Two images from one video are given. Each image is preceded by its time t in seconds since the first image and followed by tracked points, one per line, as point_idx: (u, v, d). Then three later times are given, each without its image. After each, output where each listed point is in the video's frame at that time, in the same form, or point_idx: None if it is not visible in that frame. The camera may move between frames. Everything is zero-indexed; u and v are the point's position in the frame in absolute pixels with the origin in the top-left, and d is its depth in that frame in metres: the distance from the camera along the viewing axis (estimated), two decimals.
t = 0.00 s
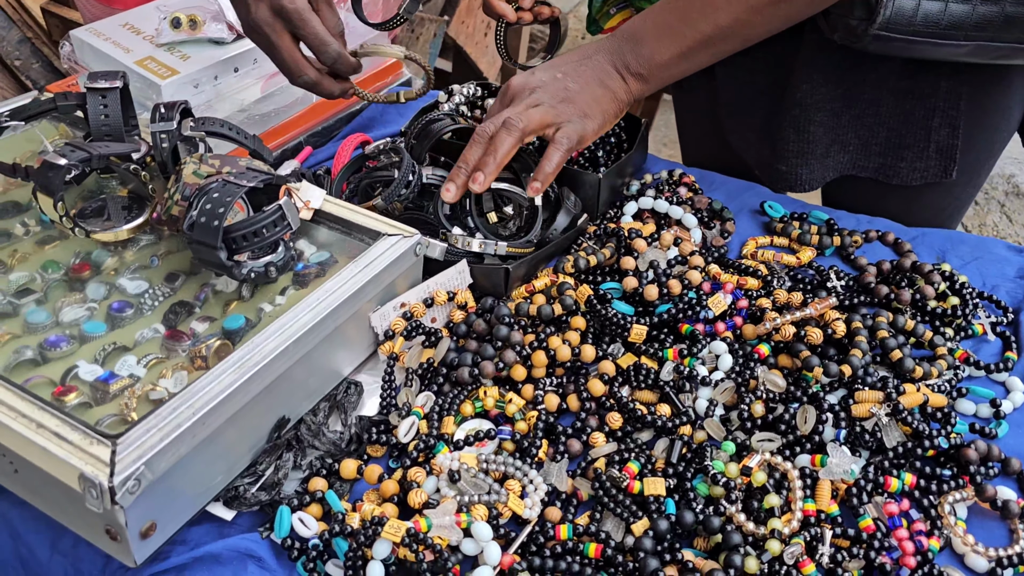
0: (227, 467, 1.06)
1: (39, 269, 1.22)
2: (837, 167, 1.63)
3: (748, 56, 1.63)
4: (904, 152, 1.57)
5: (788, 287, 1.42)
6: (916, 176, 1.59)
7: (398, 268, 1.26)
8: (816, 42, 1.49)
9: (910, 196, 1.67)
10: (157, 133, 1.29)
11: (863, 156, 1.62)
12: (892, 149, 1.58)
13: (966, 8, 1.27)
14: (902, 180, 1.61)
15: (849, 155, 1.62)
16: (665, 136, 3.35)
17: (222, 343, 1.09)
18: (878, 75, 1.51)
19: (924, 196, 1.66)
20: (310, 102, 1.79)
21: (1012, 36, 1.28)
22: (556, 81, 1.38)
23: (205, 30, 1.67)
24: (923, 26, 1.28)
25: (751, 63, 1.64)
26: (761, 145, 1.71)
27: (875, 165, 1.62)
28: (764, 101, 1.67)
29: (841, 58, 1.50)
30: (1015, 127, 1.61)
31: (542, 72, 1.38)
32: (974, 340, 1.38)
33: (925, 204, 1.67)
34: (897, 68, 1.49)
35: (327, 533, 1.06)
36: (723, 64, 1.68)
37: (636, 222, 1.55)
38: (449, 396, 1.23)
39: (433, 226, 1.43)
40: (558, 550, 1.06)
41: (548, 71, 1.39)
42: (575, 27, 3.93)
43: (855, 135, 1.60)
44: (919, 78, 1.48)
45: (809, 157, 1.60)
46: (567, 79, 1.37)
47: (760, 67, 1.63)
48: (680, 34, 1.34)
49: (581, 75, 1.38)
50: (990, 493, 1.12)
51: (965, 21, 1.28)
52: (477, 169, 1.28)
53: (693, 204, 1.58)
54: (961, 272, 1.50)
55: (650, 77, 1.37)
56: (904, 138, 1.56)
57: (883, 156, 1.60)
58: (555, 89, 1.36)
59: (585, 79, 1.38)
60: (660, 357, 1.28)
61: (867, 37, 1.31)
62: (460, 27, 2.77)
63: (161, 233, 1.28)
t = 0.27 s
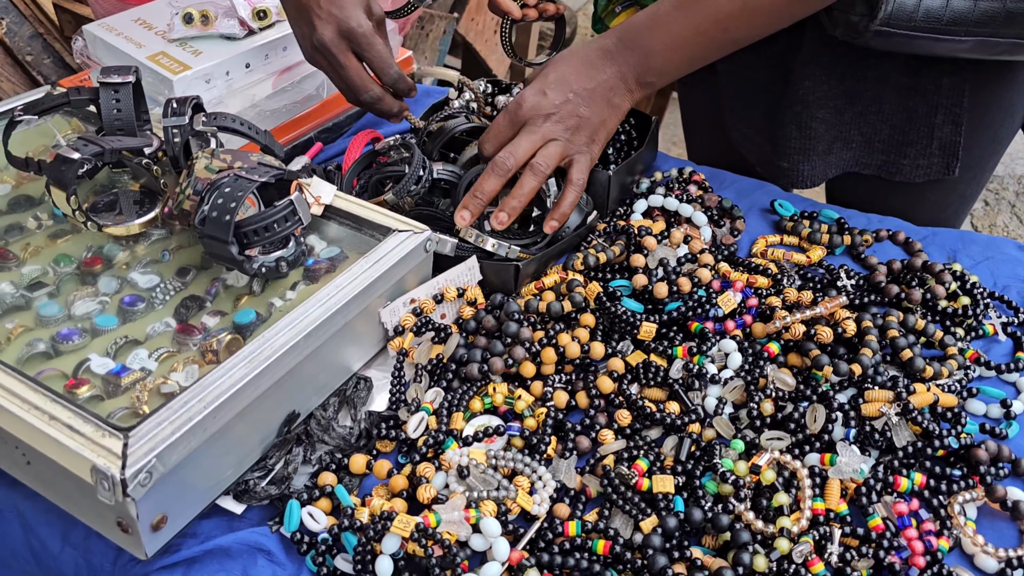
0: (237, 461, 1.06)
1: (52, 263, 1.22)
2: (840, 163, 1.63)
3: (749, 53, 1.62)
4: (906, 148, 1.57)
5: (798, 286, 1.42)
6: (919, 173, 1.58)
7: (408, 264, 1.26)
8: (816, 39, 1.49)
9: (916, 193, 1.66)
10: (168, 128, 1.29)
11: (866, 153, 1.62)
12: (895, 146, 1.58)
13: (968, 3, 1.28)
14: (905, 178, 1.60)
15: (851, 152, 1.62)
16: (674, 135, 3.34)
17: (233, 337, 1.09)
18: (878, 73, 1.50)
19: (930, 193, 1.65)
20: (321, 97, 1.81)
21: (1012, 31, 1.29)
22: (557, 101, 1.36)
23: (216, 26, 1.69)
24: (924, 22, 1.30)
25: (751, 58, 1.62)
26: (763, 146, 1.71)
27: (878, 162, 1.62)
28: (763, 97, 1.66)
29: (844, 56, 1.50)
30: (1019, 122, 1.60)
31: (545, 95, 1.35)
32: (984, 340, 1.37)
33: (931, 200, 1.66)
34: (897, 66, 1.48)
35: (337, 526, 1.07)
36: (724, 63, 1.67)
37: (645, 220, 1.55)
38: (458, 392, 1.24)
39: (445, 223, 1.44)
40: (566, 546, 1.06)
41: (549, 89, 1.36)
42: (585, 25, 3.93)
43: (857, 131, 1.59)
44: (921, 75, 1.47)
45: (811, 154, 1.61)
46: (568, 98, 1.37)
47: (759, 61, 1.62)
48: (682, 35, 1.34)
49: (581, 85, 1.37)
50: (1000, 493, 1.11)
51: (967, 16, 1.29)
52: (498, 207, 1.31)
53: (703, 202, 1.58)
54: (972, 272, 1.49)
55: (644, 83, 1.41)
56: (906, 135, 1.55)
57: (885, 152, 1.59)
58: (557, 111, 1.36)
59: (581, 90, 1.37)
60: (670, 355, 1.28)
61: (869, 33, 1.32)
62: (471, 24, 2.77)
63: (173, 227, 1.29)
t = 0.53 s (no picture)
0: (252, 470, 1.06)
1: (65, 269, 1.22)
2: (856, 167, 1.63)
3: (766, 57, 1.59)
4: (924, 151, 1.56)
5: (813, 294, 1.41)
6: (937, 176, 1.58)
7: (423, 271, 1.25)
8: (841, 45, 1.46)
9: (929, 196, 1.65)
10: (183, 134, 1.29)
11: (881, 156, 1.61)
12: (911, 148, 1.57)
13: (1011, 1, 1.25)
14: (922, 181, 1.61)
15: (867, 156, 1.61)
16: (682, 137, 3.33)
17: (248, 346, 1.09)
18: (896, 75, 1.48)
19: (943, 196, 1.63)
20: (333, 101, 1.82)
21: None
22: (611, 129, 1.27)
23: (229, 30, 1.68)
24: (968, 21, 1.26)
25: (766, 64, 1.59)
26: (779, 153, 1.70)
27: (895, 164, 1.61)
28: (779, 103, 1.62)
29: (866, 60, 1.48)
30: None
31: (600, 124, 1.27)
32: (1002, 350, 1.36)
33: (944, 204, 1.65)
34: (918, 67, 1.46)
35: (353, 537, 1.06)
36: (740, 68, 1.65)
37: (660, 226, 1.54)
38: (473, 401, 1.23)
39: (458, 228, 1.44)
40: (583, 558, 1.05)
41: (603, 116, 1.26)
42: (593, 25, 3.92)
43: (872, 135, 1.58)
44: (940, 76, 1.46)
45: (830, 159, 1.62)
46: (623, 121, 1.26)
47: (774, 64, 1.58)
48: (740, 44, 1.18)
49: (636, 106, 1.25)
50: (1020, 505, 1.10)
51: (1010, 14, 1.25)
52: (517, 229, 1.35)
53: (718, 208, 1.57)
54: (989, 280, 1.48)
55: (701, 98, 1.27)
56: (924, 137, 1.55)
57: (902, 155, 1.59)
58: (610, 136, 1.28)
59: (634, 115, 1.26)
60: (685, 364, 1.27)
61: (911, 34, 1.29)
62: (480, 25, 2.78)
63: (187, 234, 1.28)
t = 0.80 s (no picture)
0: (251, 474, 1.06)
1: (64, 272, 1.22)
2: (868, 166, 1.53)
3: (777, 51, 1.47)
4: (935, 150, 1.47)
5: (814, 297, 1.40)
6: (948, 174, 1.49)
7: (421, 274, 1.25)
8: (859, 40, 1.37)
9: (938, 194, 1.58)
10: (182, 136, 1.28)
11: (893, 155, 1.52)
12: (922, 147, 1.48)
13: None
14: (933, 179, 1.51)
15: (879, 155, 1.52)
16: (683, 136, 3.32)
17: (247, 349, 1.08)
18: (908, 74, 1.39)
19: (953, 195, 1.56)
20: (334, 103, 1.81)
21: None
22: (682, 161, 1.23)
23: (229, 30, 1.67)
24: (1006, 15, 1.16)
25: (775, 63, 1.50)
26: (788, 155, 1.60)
27: (906, 164, 1.52)
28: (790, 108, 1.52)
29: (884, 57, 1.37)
30: None
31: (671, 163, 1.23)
32: (1004, 353, 1.35)
33: (953, 203, 1.59)
34: (933, 64, 1.36)
35: (350, 542, 1.06)
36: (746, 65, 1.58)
37: (660, 227, 1.54)
38: (472, 405, 1.22)
39: (457, 230, 1.43)
40: (581, 563, 1.05)
41: (673, 154, 1.22)
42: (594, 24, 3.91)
43: (886, 133, 1.48)
44: (954, 72, 1.36)
45: (848, 161, 1.49)
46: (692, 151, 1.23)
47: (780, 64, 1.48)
48: (813, 65, 1.13)
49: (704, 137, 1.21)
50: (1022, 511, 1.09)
51: None
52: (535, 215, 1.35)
53: (718, 210, 1.56)
54: (991, 282, 1.47)
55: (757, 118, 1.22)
56: (935, 136, 1.45)
57: (914, 154, 1.50)
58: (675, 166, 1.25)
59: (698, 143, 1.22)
60: (685, 367, 1.27)
61: (950, 31, 1.18)
62: (480, 25, 2.80)
63: (185, 236, 1.28)
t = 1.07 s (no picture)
0: (244, 469, 1.05)
1: (58, 266, 1.21)
2: (878, 158, 1.49)
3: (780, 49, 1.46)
4: (945, 141, 1.44)
5: (813, 291, 1.40)
6: (957, 166, 1.46)
7: (417, 268, 1.24)
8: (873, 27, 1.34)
9: (944, 186, 1.55)
10: (176, 129, 1.27)
11: (902, 147, 1.49)
12: (932, 138, 1.45)
13: None
14: (942, 172, 1.48)
15: (888, 147, 1.48)
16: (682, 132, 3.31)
17: (241, 343, 1.08)
18: (919, 67, 1.36)
19: (959, 186, 1.54)
20: (330, 98, 1.80)
21: None
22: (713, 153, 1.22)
23: (224, 24, 1.67)
24: None
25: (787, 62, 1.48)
26: (796, 149, 1.57)
27: (914, 156, 1.49)
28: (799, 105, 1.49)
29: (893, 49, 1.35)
30: None
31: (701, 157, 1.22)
32: (1004, 347, 1.34)
33: (960, 194, 1.56)
34: (943, 56, 1.34)
35: (345, 536, 1.05)
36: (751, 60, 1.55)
37: (658, 222, 1.53)
38: (467, 399, 1.21)
39: (453, 224, 1.41)
40: (577, 558, 1.04)
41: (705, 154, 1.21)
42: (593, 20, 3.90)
43: (895, 125, 1.45)
44: (963, 66, 1.34)
45: (863, 155, 1.46)
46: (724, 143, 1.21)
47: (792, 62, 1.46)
48: (846, 60, 1.10)
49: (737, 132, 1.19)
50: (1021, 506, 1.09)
51: None
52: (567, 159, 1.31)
53: (716, 205, 1.56)
54: (991, 277, 1.47)
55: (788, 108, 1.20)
56: (945, 127, 1.43)
57: (923, 146, 1.47)
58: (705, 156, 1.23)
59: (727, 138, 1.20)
60: (683, 362, 1.26)
61: (975, 20, 1.13)
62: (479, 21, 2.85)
63: (179, 230, 1.27)
